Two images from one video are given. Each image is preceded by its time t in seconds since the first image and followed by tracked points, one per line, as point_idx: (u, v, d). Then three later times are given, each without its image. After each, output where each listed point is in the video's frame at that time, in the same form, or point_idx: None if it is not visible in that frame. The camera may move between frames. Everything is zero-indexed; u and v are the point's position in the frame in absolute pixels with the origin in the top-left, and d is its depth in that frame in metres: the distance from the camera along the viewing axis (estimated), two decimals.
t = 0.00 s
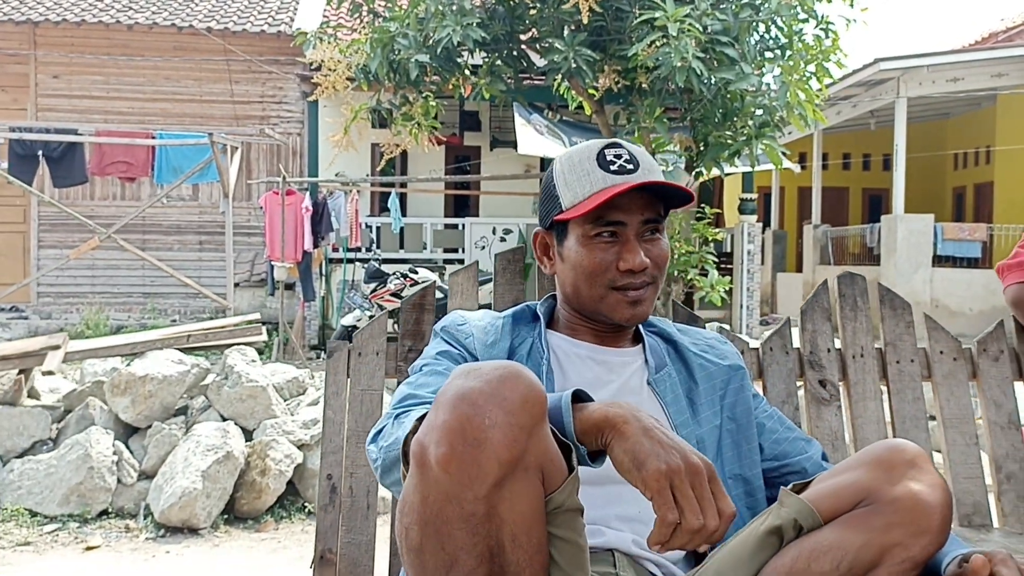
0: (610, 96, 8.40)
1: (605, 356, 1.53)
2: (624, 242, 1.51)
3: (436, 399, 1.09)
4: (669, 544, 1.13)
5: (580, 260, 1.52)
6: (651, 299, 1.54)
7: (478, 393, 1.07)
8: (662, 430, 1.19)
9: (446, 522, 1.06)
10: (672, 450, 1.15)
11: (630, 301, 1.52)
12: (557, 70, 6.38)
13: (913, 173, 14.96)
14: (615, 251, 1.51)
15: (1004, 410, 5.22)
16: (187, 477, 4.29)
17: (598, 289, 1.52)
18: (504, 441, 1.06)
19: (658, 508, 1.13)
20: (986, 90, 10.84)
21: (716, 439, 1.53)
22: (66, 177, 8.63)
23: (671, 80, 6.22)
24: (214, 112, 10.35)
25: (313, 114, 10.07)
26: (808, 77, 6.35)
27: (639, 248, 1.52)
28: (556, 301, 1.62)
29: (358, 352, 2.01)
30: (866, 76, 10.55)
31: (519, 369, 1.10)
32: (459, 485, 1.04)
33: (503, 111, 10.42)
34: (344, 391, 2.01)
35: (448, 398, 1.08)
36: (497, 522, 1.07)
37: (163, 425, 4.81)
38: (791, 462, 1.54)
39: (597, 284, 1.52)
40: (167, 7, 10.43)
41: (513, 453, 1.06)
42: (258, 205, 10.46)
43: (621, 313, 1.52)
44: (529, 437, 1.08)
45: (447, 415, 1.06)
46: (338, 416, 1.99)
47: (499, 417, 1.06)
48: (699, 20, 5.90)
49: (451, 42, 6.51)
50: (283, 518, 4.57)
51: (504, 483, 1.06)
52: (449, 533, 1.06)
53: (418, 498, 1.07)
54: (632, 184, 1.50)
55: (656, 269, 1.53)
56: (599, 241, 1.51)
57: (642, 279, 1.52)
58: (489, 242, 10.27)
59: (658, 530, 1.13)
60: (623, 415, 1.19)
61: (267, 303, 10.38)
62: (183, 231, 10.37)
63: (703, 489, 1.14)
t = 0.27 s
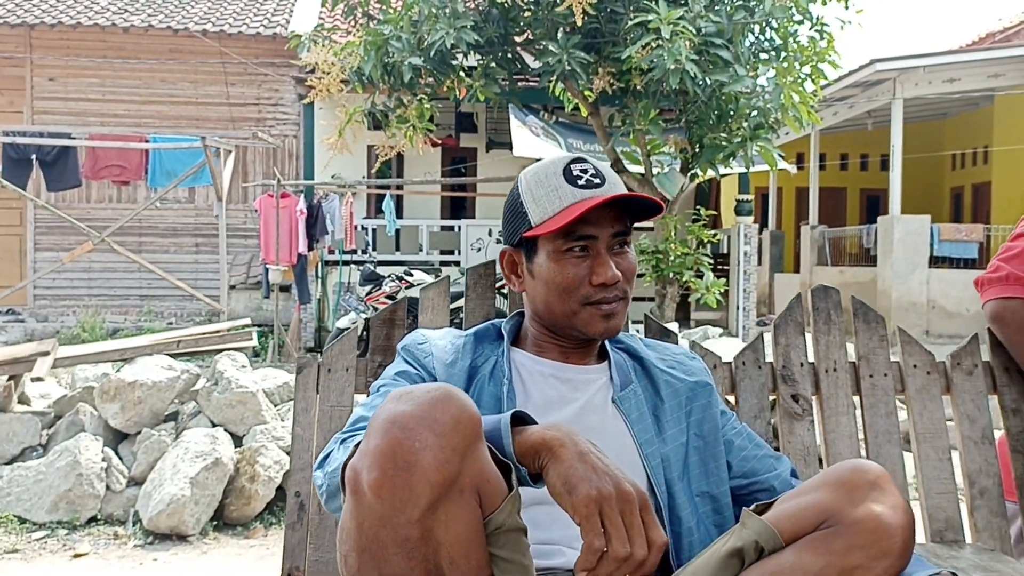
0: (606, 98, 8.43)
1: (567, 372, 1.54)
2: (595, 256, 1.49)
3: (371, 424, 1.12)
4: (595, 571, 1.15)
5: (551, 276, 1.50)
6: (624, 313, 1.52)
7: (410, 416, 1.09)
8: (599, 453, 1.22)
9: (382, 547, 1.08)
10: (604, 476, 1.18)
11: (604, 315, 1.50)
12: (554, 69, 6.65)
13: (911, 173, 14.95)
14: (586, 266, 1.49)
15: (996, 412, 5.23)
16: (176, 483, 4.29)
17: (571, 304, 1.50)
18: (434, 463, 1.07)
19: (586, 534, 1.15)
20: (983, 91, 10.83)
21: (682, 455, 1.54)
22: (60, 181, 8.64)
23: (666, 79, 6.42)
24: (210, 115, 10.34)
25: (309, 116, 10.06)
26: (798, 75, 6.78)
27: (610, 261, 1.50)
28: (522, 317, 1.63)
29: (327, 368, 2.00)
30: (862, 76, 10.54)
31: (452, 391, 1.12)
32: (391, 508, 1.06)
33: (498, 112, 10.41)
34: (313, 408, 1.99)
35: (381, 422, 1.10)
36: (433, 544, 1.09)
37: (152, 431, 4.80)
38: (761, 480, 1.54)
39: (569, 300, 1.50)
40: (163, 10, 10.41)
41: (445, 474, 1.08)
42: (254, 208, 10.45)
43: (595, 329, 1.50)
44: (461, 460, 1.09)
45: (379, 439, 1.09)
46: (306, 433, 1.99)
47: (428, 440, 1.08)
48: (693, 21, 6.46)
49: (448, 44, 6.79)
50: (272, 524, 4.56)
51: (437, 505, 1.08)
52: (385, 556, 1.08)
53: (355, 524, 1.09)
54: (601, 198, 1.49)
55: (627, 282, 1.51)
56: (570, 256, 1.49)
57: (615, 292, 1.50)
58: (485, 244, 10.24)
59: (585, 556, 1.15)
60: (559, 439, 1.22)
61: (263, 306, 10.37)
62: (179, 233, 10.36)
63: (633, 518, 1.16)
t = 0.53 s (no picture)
0: (592, 100, 8.48)
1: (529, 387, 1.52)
2: (556, 270, 1.45)
3: (317, 452, 1.10)
4: None
5: (512, 291, 1.45)
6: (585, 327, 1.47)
7: (357, 444, 1.08)
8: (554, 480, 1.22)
9: None
10: (558, 504, 1.18)
11: (565, 330, 1.45)
12: (541, 72, 6.88)
13: (898, 174, 15.02)
14: (547, 280, 1.44)
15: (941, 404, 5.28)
16: (155, 490, 4.27)
17: (532, 320, 1.45)
18: (381, 492, 1.06)
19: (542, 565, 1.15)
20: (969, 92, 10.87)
21: (641, 471, 1.54)
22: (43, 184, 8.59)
23: (651, 80, 6.66)
24: (197, 116, 10.31)
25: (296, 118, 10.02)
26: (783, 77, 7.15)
27: (571, 275, 1.46)
28: (483, 331, 1.60)
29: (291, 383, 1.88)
30: (848, 79, 10.58)
31: (401, 419, 1.11)
32: (335, 539, 1.05)
33: (485, 114, 10.40)
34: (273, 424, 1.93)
35: (328, 449, 1.09)
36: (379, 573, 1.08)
37: (132, 437, 4.78)
38: (718, 495, 1.55)
39: (530, 314, 1.45)
40: (150, 11, 10.39)
41: (391, 504, 1.07)
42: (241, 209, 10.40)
43: (556, 344, 1.45)
44: (409, 489, 1.08)
45: (324, 467, 1.08)
46: (266, 449, 1.90)
47: (374, 470, 1.06)
48: (678, 23, 6.69)
49: (434, 46, 6.96)
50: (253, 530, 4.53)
51: (383, 536, 1.07)
52: None
53: (299, 554, 1.08)
54: (561, 211, 1.44)
55: (588, 297, 1.47)
56: (530, 271, 1.44)
57: (576, 307, 1.45)
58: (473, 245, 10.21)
59: None
60: (512, 467, 1.21)
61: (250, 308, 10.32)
62: (166, 235, 10.32)
63: (589, 547, 1.17)
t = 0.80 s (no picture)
0: (555, 102, 8.48)
1: (462, 406, 1.45)
2: (492, 290, 1.41)
3: (227, 493, 1.06)
4: None
5: (447, 311, 1.40)
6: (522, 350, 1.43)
7: (266, 486, 1.03)
8: (473, 515, 1.16)
9: None
10: (474, 543, 1.11)
11: (500, 354, 1.41)
12: (503, 74, 6.86)
13: (861, 176, 15.16)
14: (483, 300, 1.40)
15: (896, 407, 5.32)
16: (104, 501, 4.19)
17: (467, 342, 1.40)
18: (292, 535, 1.02)
19: None
20: (928, 95, 10.98)
21: (576, 492, 1.49)
22: None
23: (613, 84, 6.70)
24: (157, 116, 10.17)
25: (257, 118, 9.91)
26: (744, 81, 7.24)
27: (508, 295, 1.42)
28: (417, 352, 1.54)
29: (218, 404, 1.79)
30: (810, 82, 10.65)
31: (315, 458, 1.07)
32: None
33: (449, 114, 10.33)
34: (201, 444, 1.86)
35: (237, 491, 1.04)
36: None
37: (82, 446, 4.70)
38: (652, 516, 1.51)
39: (465, 337, 1.40)
40: (108, 8, 10.22)
41: (304, 548, 1.02)
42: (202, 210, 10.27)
43: (491, 367, 1.40)
44: (322, 532, 1.04)
45: (233, 509, 1.03)
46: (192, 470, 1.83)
47: (286, 512, 1.02)
48: (640, 27, 6.75)
49: (395, 49, 6.92)
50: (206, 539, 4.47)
51: None
52: None
53: None
54: (498, 232, 1.42)
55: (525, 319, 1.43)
56: (466, 291, 1.40)
57: (513, 328, 1.41)
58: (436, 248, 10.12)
59: None
60: (430, 502, 1.15)
61: (211, 311, 10.21)
62: (125, 236, 10.17)
63: None
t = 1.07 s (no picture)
0: (513, 104, 8.49)
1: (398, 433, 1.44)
2: (424, 314, 1.39)
3: (144, 532, 1.05)
4: None
5: (379, 336, 1.38)
6: (456, 374, 1.41)
7: (183, 529, 1.03)
8: (399, 549, 1.18)
9: None
10: None
11: (434, 376, 1.38)
12: (460, 77, 6.86)
13: (816, 178, 15.35)
14: (416, 324, 1.38)
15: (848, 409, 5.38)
16: (48, 513, 4.10)
17: (399, 365, 1.38)
18: None
19: None
20: (880, 99, 11.14)
21: (512, 516, 1.48)
22: None
23: (570, 87, 6.74)
24: (109, 115, 10.00)
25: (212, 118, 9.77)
26: (699, 86, 7.32)
27: (441, 319, 1.40)
28: (353, 376, 1.51)
29: (150, 428, 1.76)
30: (765, 85, 10.76)
31: (236, 499, 1.06)
32: None
33: (407, 115, 10.28)
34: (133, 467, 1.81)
35: (153, 533, 1.04)
36: None
37: (26, 456, 4.59)
38: (590, 539, 1.50)
39: (397, 360, 1.38)
40: (59, 5, 10.04)
41: None
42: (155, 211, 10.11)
43: (424, 392, 1.38)
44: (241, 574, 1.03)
45: (149, 552, 1.02)
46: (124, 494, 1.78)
47: (201, 557, 1.02)
48: (597, 31, 6.83)
49: (351, 50, 6.87)
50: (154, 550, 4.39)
51: None
52: None
53: None
54: (431, 254, 1.40)
55: (460, 343, 1.41)
56: (398, 315, 1.38)
57: (446, 352, 1.38)
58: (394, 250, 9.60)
59: None
60: (356, 537, 1.16)
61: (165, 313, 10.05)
62: (76, 237, 9.98)
63: None
